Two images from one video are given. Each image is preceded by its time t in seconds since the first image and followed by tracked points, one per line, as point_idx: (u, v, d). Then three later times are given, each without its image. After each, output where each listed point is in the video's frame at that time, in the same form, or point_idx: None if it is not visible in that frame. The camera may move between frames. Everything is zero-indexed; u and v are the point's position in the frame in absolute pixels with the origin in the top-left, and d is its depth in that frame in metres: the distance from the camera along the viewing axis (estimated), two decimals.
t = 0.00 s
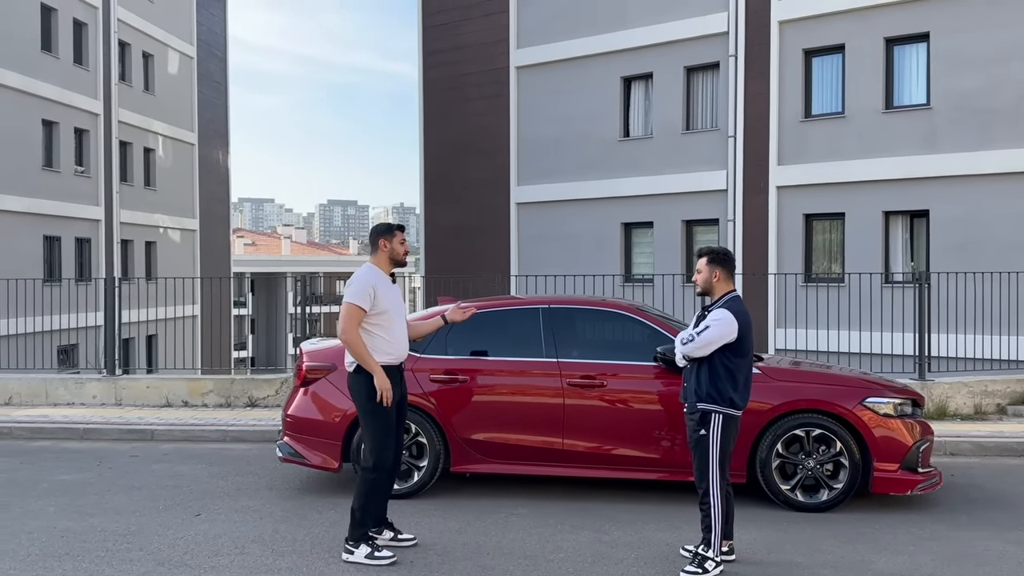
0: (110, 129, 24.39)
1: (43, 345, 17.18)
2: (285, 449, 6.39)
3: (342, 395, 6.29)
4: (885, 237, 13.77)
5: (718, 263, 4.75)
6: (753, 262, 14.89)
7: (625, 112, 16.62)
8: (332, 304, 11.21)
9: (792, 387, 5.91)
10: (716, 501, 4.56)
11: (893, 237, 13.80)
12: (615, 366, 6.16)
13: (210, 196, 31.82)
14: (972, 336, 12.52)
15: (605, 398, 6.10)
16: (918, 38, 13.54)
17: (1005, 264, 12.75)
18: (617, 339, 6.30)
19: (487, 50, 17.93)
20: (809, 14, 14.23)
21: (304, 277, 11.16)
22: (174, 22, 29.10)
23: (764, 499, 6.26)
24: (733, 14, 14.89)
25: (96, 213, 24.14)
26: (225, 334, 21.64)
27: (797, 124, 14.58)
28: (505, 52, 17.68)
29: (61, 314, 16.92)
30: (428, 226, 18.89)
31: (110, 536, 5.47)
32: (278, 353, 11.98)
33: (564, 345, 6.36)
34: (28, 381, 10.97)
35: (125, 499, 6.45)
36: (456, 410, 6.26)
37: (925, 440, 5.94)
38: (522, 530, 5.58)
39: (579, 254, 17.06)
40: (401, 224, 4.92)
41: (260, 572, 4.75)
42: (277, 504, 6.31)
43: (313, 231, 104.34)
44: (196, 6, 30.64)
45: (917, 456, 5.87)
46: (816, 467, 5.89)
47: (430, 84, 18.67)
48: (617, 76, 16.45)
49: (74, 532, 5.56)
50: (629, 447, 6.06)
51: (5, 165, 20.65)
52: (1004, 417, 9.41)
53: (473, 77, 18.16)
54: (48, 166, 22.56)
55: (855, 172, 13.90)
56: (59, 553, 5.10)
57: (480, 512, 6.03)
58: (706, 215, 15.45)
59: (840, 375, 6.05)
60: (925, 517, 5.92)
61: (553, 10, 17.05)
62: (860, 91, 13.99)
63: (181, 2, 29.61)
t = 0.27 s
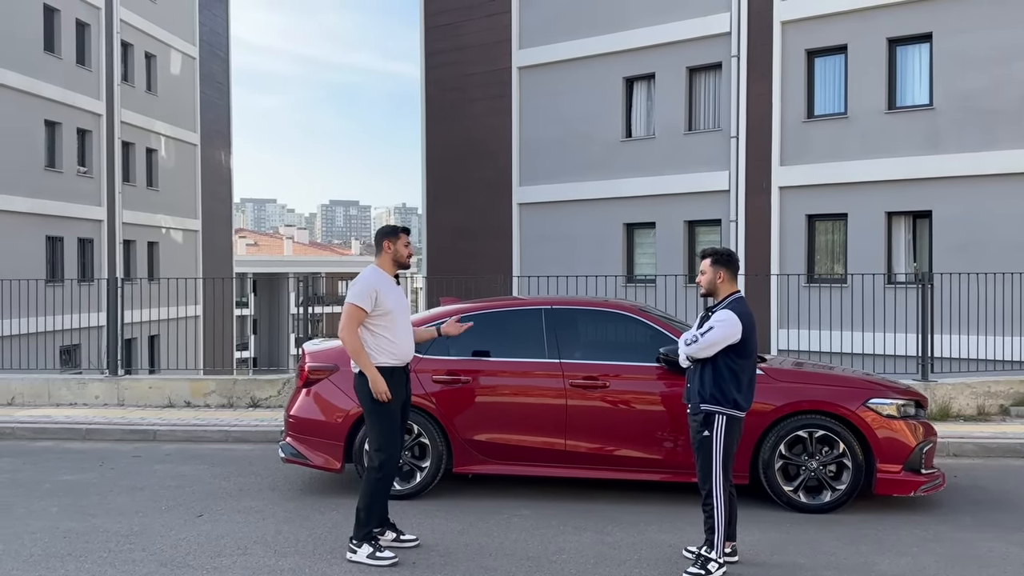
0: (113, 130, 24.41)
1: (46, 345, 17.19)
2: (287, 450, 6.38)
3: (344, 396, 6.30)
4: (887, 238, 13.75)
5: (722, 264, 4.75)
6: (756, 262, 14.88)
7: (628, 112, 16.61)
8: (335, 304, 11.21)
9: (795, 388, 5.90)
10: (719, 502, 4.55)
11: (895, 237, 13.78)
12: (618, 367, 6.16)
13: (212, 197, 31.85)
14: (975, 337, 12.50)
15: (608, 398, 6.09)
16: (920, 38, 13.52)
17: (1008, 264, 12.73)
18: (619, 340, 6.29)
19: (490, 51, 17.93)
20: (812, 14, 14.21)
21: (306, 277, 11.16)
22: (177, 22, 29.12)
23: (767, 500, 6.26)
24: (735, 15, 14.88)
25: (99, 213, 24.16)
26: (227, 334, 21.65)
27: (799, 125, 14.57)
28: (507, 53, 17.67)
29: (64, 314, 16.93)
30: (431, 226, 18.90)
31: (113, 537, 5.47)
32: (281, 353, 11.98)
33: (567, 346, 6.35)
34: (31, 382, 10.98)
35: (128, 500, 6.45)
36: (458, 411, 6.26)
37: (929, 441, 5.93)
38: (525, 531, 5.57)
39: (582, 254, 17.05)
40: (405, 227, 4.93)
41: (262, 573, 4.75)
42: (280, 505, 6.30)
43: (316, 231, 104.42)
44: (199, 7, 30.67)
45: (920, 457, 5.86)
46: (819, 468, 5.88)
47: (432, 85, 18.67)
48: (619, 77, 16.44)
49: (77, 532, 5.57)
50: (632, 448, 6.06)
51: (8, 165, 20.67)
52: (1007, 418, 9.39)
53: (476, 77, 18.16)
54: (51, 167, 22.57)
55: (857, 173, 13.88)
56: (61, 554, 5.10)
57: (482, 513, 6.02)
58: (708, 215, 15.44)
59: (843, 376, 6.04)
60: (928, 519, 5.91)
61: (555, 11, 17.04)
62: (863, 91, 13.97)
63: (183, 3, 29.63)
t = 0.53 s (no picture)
0: (115, 129, 24.43)
1: (47, 344, 17.20)
2: (289, 449, 6.39)
3: (346, 395, 6.30)
4: (889, 237, 13.74)
5: (724, 263, 4.75)
6: (757, 262, 14.87)
7: (630, 112, 16.61)
8: (336, 304, 11.21)
9: (797, 388, 5.90)
10: (721, 501, 4.55)
11: (898, 237, 13.77)
12: (620, 366, 6.15)
13: (214, 196, 31.85)
14: (977, 337, 12.49)
15: (610, 397, 6.09)
16: (923, 37, 13.51)
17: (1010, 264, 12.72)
18: (621, 339, 6.29)
19: (491, 50, 17.93)
20: (814, 14, 14.21)
21: (308, 277, 11.16)
22: (179, 22, 29.15)
23: (769, 500, 6.25)
24: (738, 14, 14.87)
25: (100, 212, 24.18)
26: (229, 333, 21.65)
27: (802, 124, 14.56)
28: (509, 52, 17.66)
29: (66, 312, 16.94)
30: (433, 225, 18.90)
31: (115, 535, 5.47)
32: (282, 353, 11.98)
33: (568, 345, 6.35)
34: (33, 380, 10.99)
35: (129, 498, 6.46)
36: (459, 410, 6.26)
37: (930, 440, 5.92)
38: (527, 530, 5.57)
39: (583, 253, 17.05)
40: (409, 227, 4.93)
41: (264, 571, 4.75)
42: (281, 503, 6.31)
43: (317, 231, 104.47)
44: (201, 6, 30.69)
45: (922, 456, 5.85)
46: (821, 467, 5.88)
47: (434, 84, 18.68)
48: (621, 76, 16.44)
49: (79, 531, 5.57)
50: (634, 447, 6.06)
51: (10, 164, 20.68)
52: (1009, 418, 9.38)
53: (478, 76, 18.16)
54: (53, 166, 22.59)
55: (859, 172, 13.87)
56: (63, 552, 5.10)
57: (484, 511, 6.02)
58: (710, 215, 15.43)
59: (845, 375, 6.03)
60: (929, 518, 5.91)
61: (557, 10, 17.04)
62: (865, 91, 13.96)
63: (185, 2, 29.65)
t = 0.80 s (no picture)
0: (115, 126, 24.43)
1: (47, 341, 17.20)
2: (289, 446, 6.40)
3: (346, 392, 6.30)
4: (890, 236, 13.74)
5: (724, 261, 4.74)
6: (758, 260, 14.87)
7: (630, 110, 16.60)
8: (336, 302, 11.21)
9: (797, 386, 5.90)
10: (722, 499, 4.55)
11: (898, 236, 13.77)
12: (620, 364, 6.16)
13: (214, 193, 31.83)
14: (978, 336, 12.49)
15: (610, 395, 6.09)
16: (924, 36, 13.50)
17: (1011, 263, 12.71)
18: (621, 337, 6.29)
19: (492, 48, 17.92)
20: (815, 12, 14.20)
21: (308, 274, 11.16)
22: (179, 19, 29.14)
23: (769, 498, 6.26)
24: (739, 12, 14.86)
25: (101, 209, 24.19)
26: (229, 331, 21.66)
27: (803, 123, 14.55)
28: (510, 50, 17.65)
29: (66, 310, 16.95)
30: (433, 223, 18.90)
31: (115, 532, 5.48)
32: (282, 350, 11.98)
33: (569, 342, 6.36)
34: (33, 377, 10.99)
35: (129, 495, 6.46)
36: (460, 407, 6.26)
37: (931, 438, 5.92)
38: (527, 527, 5.57)
39: (584, 252, 17.05)
40: (408, 224, 4.92)
41: (264, 568, 4.76)
42: (282, 500, 6.31)
43: (318, 229, 104.47)
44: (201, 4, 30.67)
45: (922, 455, 5.85)
46: (821, 465, 5.88)
47: (435, 82, 18.67)
48: (622, 75, 16.43)
49: (79, 527, 5.58)
50: (634, 445, 6.06)
51: (11, 161, 20.68)
52: (1009, 417, 9.38)
53: (479, 74, 18.15)
54: (54, 163, 22.59)
55: (860, 171, 13.86)
56: (64, 549, 5.11)
57: (483, 509, 6.03)
58: (711, 213, 15.42)
59: (845, 373, 6.04)
60: (929, 516, 5.91)
61: (558, 8, 17.03)
62: (866, 89, 13.95)
63: None
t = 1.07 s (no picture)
0: (115, 122, 24.40)
1: (47, 337, 17.20)
2: (289, 443, 6.40)
3: (346, 389, 6.30)
4: (890, 234, 13.74)
5: (723, 259, 4.74)
6: (758, 258, 14.87)
7: (631, 107, 16.59)
8: (336, 298, 11.21)
9: (797, 383, 5.90)
10: (722, 496, 4.55)
11: (898, 233, 13.77)
12: (619, 361, 6.16)
13: (214, 189, 31.79)
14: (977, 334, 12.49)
15: (609, 392, 6.09)
16: (924, 34, 13.48)
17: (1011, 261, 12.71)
18: (621, 334, 6.29)
19: (492, 45, 17.90)
20: (816, 9, 14.18)
21: (308, 271, 11.16)
22: (179, 15, 29.10)
23: (768, 495, 6.26)
24: (739, 10, 14.85)
25: (101, 206, 24.17)
26: (229, 327, 21.65)
27: (803, 120, 14.54)
28: (510, 46, 17.63)
29: (66, 306, 16.94)
30: (433, 220, 18.89)
31: (115, 528, 5.48)
32: (282, 347, 11.98)
33: (569, 340, 6.35)
34: (33, 374, 10.99)
35: (129, 491, 6.47)
36: (459, 404, 6.26)
37: (930, 436, 5.92)
38: (526, 525, 5.58)
39: (584, 249, 17.05)
40: (406, 220, 4.92)
41: (263, 565, 4.76)
42: (281, 497, 6.31)
43: (318, 226, 104.44)
44: None
45: (921, 452, 5.85)
46: (820, 463, 5.88)
47: (435, 79, 18.66)
48: (622, 72, 16.41)
49: (79, 524, 5.58)
50: (634, 442, 6.06)
51: (11, 157, 20.66)
52: (1008, 414, 9.39)
53: (479, 71, 18.13)
54: (53, 159, 22.57)
55: (860, 169, 13.86)
56: (64, 545, 5.12)
57: (483, 506, 6.03)
58: (711, 211, 15.41)
59: (845, 371, 6.04)
60: (928, 513, 5.91)
61: (558, 5, 17.00)
62: (866, 87, 13.94)
63: None
